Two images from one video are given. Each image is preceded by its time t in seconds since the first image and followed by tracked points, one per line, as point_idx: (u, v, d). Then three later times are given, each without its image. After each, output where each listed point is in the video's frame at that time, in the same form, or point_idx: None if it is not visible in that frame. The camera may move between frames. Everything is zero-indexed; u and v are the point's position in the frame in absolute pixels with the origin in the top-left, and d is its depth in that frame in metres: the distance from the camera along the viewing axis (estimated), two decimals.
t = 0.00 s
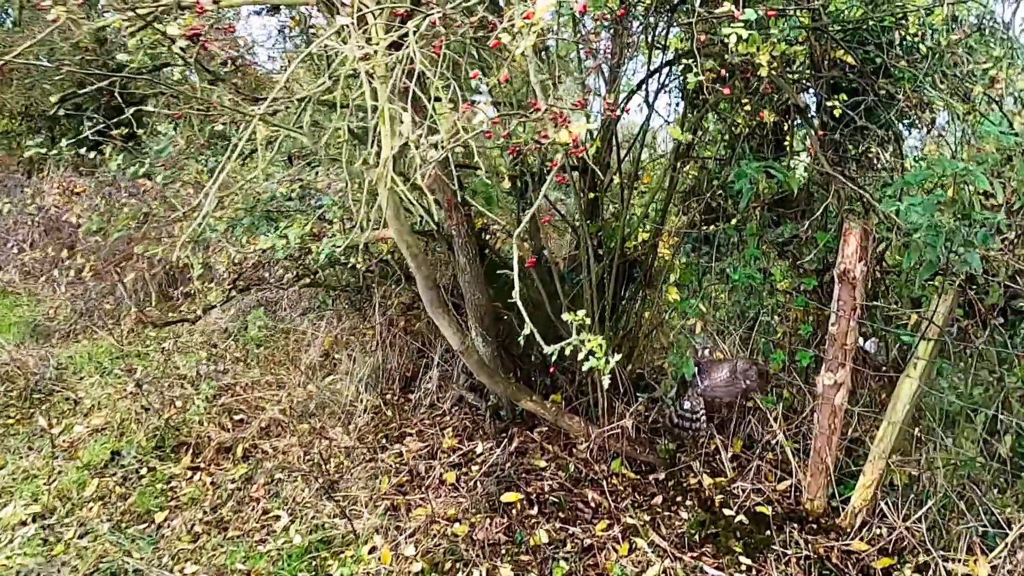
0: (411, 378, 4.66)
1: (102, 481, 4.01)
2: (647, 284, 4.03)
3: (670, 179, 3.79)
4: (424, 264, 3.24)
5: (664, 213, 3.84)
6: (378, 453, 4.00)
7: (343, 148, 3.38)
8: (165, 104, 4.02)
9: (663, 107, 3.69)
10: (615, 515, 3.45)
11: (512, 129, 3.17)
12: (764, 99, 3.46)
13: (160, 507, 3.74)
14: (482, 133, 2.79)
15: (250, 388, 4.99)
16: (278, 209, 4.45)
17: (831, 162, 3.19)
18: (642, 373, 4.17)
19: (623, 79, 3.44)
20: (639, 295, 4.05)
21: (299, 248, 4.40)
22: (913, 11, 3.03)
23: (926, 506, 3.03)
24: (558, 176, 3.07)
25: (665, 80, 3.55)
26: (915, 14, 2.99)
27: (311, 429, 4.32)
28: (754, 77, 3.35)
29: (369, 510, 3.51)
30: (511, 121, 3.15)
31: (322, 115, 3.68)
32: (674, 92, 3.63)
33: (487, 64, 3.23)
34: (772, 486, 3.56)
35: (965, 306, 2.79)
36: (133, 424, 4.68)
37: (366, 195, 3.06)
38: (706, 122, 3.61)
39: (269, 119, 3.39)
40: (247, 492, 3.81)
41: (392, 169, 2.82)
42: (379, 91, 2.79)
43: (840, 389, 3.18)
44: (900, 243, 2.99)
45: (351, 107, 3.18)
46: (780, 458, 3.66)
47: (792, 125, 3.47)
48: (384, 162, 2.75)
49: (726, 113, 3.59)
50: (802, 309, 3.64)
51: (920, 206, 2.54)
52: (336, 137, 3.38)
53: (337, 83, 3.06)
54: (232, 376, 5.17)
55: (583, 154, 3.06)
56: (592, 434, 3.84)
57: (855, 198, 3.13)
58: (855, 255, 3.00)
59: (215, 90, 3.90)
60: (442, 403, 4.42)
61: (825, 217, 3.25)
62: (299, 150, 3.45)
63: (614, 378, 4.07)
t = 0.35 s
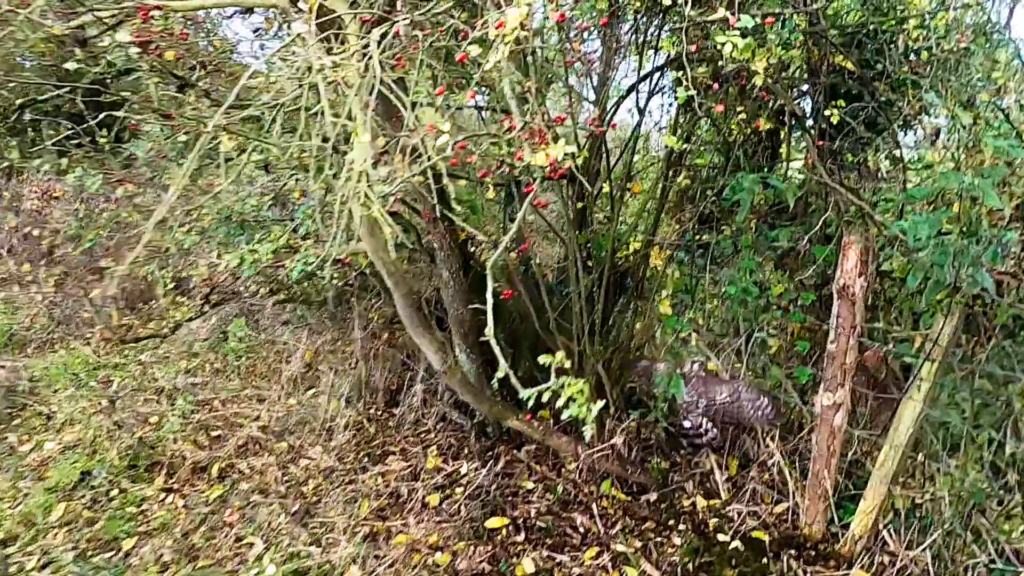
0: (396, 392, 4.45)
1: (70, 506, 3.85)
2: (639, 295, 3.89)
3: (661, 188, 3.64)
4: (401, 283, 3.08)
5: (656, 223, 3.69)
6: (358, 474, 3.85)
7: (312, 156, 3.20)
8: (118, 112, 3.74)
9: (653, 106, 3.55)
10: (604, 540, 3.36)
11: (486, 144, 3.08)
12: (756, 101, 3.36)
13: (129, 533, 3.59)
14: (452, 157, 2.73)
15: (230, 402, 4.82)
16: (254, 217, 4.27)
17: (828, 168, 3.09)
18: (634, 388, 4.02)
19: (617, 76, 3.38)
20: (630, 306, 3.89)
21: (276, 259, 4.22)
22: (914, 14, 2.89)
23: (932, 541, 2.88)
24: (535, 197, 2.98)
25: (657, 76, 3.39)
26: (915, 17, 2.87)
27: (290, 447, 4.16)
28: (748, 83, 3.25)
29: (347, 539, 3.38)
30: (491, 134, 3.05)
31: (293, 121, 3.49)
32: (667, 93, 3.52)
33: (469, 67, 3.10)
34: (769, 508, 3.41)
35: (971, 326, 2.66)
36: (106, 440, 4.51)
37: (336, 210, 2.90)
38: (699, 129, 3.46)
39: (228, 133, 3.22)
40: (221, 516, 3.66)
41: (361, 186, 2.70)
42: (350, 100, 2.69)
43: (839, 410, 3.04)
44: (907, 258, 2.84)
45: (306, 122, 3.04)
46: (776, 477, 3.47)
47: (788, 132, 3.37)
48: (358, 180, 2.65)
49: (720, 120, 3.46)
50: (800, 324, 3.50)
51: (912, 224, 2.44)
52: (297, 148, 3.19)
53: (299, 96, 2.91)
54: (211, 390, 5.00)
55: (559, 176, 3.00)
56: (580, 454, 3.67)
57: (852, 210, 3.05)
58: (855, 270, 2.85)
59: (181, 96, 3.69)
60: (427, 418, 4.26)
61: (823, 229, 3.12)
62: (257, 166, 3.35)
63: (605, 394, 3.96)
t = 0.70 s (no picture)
0: (379, 400, 4.35)
1: (32, 524, 3.66)
2: (630, 301, 3.73)
3: (653, 189, 3.48)
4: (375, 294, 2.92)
5: (648, 226, 3.54)
6: (337, 489, 3.68)
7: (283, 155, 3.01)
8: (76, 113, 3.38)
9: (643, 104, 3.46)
10: (594, 560, 3.18)
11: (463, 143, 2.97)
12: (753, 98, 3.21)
13: (92, 554, 3.41)
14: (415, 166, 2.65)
15: (207, 412, 4.64)
16: (230, 219, 4.08)
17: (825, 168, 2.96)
18: (625, 397, 3.87)
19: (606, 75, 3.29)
20: (621, 312, 3.74)
21: (250, 263, 4.04)
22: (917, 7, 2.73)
23: (939, 563, 2.73)
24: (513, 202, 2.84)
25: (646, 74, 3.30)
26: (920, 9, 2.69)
27: (266, 459, 3.98)
28: (744, 79, 3.11)
29: (322, 559, 3.20)
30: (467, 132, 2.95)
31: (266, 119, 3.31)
32: (659, 91, 3.44)
33: (449, 62, 2.94)
34: (766, 525, 3.26)
35: (979, 337, 2.51)
36: (75, 453, 4.32)
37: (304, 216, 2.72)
38: (693, 127, 3.31)
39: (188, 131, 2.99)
40: (191, 535, 3.48)
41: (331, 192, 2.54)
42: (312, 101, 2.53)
43: (840, 423, 2.88)
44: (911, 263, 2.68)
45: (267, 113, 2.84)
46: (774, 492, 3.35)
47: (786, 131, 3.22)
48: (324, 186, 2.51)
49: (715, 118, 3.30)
50: (798, 331, 3.35)
51: (922, 229, 2.28)
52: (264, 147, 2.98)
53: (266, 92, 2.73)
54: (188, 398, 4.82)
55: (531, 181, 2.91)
56: (568, 470, 3.53)
57: (853, 214, 2.93)
58: (856, 277, 2.68)
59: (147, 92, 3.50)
60: (410, 429, 4.09)
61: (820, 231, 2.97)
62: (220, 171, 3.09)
63: (594, 404, 3.79)
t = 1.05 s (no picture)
0: (363, 403, 4.19)
1: None
2: (622, 301, 3.58)
3: (646, 184, 3.33)
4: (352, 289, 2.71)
5: (640, 222, 3.39)
6: (315, 498, 3.52)
7: (254, 146, 2.85)
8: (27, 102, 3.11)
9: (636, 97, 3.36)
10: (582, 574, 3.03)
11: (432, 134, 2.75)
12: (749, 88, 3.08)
13: (55, 569, 3.24)
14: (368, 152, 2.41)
15: (185, 416, 4.47)
16: (205, 216, 3.91)
17: (825, 159, 2.80)
18: (617, 401, 3.72)
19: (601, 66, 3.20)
20: (613, 312, 3.59)
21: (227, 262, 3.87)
22: None
23: None
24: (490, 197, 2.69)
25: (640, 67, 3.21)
26: None
27: (243, 467, 3.81)
28: (740, 68, 2.98)
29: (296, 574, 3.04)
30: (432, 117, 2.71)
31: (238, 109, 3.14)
32: (651, 83, 3.31)
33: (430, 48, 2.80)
34: (765, 536, 3.11)
35: (990, 339, 2.36)
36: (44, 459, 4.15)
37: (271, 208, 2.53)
38: (687, 118, 3.16)
39: (144, 119, 2.74)
40: (160, 548, 3.32)
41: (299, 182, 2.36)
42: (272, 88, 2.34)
43: (842, 429, 2.74)
44: (918, 261, 2.54)
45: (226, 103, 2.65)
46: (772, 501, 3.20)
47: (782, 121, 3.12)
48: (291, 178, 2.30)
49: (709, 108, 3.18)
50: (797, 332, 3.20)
51: (934, 224, 2.10)
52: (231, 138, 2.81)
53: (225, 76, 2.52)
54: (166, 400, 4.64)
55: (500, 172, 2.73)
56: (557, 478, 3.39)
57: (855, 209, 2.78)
58: (860, 275, 2.54)
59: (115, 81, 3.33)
60: (393, 434, 3.93)
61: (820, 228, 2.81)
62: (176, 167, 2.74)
63: (584, 408, 3.64)
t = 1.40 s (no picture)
0: (346, 403, 4.04)
1: None
2: (614, 297, 3.44)
3: (639, 175, 3.19)
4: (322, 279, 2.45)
5: (633, 215, 3.25)
6: (293, 504, 3.38)
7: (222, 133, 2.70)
8: None
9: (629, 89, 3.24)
10: None
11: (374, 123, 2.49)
12: (745, 72, 2.96)
13: None
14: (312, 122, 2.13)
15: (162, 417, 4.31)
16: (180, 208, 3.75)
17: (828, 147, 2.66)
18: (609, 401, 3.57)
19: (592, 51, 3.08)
20: (604, 308, 3.45)
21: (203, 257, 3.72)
22: None
23: None
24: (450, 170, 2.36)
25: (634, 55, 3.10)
26: None
27: (219, 471, 3.66)
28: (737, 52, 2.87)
29: None
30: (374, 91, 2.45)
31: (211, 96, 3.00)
32: (642, 71, 3.21)
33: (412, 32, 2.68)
34: (762, 544, 2.97)
35: (1001, 336, 2.22)
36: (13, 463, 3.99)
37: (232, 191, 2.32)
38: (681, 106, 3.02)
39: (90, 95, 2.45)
40: (129, 557, 3.17)
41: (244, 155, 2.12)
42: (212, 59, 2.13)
43: (843, 431, 2.59)
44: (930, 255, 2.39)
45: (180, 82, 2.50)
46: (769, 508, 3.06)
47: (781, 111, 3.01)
48: (252, 162, 2.14)
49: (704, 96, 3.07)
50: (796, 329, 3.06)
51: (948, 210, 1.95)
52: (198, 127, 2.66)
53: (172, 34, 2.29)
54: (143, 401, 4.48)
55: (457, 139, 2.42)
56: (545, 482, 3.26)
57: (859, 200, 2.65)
58: (863, 269, 2.39)
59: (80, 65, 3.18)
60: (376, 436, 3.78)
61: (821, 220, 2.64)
62: (128, 155, 2.57)
63: (574, 409, 3.49)
